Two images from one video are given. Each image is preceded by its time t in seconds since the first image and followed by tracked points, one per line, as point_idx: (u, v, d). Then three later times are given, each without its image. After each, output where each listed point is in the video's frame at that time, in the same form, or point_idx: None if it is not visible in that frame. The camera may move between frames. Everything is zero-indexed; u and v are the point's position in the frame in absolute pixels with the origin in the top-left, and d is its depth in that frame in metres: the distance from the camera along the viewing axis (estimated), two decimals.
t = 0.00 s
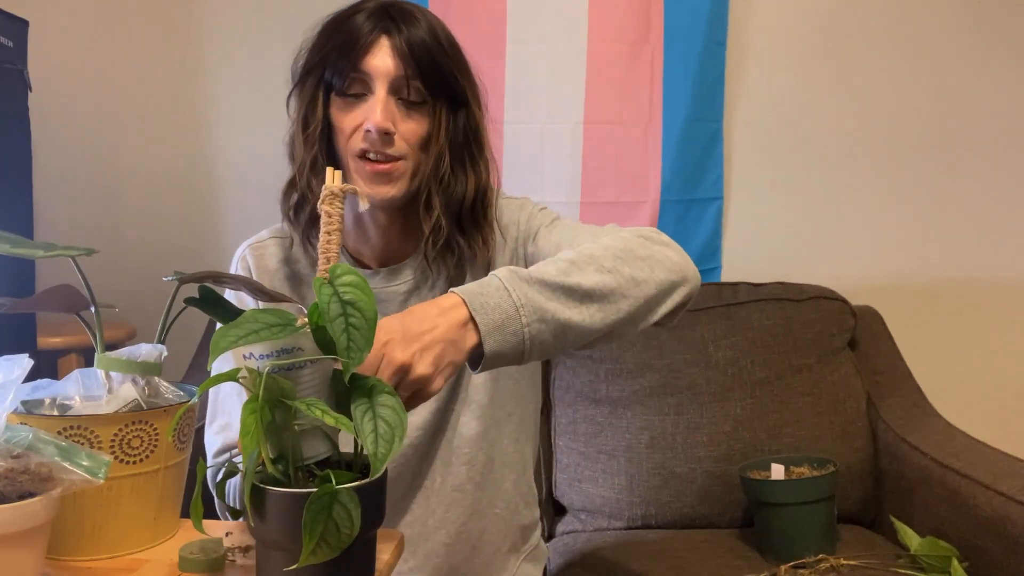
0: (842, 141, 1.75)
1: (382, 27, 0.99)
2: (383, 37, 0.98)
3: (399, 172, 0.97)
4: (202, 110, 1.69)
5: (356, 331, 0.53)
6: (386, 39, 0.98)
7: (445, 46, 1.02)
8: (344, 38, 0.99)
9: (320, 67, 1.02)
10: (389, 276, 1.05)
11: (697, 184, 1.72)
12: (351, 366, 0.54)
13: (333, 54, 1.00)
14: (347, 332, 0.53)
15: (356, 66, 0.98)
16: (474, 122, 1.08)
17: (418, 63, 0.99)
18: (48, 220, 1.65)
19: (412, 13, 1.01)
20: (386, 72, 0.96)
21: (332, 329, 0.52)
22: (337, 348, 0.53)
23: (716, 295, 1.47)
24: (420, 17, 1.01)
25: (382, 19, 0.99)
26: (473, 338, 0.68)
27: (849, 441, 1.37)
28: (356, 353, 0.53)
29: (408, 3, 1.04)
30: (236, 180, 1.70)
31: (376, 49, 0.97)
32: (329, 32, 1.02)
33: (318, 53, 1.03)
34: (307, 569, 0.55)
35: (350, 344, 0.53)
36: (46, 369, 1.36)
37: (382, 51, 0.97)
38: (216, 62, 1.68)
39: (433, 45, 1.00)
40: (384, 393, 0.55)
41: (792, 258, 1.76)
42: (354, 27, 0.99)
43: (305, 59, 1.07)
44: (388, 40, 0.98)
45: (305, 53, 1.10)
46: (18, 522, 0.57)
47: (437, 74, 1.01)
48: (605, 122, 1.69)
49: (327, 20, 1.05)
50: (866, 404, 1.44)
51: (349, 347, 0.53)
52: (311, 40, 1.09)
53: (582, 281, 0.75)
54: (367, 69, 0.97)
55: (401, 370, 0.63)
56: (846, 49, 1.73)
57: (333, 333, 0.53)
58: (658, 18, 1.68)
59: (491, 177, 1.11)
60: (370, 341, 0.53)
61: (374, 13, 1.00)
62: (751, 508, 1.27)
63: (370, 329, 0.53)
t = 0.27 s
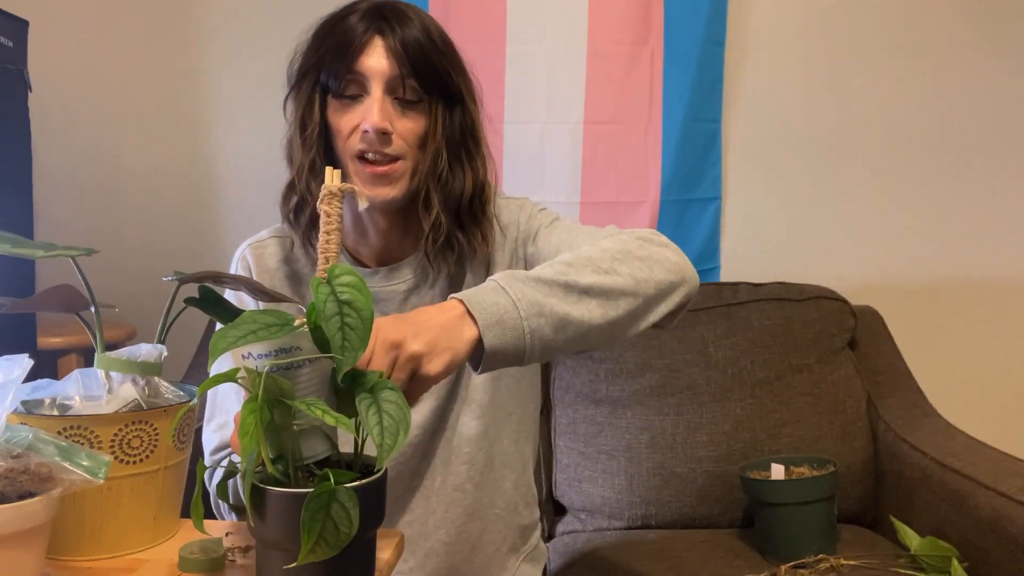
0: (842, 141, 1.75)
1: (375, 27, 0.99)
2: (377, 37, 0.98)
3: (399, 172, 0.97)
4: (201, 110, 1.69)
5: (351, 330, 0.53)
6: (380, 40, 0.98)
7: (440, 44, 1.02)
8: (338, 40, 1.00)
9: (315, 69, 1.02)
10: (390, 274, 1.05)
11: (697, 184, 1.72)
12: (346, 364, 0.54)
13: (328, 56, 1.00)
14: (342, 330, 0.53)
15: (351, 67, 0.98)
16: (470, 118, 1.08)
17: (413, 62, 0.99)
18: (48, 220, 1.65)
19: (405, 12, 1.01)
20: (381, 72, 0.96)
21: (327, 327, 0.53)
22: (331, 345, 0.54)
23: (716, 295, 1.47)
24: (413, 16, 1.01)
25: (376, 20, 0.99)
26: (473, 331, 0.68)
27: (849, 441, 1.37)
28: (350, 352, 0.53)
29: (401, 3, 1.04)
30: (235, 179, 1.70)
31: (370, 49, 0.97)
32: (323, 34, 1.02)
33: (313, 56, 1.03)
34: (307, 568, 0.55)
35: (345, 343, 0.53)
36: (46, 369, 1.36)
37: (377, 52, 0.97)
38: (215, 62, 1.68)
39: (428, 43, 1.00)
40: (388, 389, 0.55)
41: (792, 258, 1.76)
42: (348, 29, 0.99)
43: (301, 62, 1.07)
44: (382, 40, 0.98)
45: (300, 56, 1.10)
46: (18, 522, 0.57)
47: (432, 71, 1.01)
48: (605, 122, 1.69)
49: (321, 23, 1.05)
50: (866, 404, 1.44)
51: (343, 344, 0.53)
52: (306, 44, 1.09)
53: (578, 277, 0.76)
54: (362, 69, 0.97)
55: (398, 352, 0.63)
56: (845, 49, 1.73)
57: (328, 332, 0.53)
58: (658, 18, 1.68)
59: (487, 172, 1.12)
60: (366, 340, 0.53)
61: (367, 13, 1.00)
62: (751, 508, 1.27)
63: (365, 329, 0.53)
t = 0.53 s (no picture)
0: (842, 140, 1.75)
1: (371, 28, 0.99)
2: (373, 37, 0.99)
3: (399, 170, 0.97)
4: (202, 111, 1.69)
5: (353, 332, 0.53)
6: (376, 40, 0.99)
7: (435, 42, 1.02)
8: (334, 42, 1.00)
9: (312, 71, 1.03)
10: (391, 274, 1.05)
11: (696, 184, 1.72)
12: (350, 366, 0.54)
13: (325, 58, 1.01)
14: (344, 333, 0.53)
15: (348, 67, 0.98)
16: (467, 115, 1.08)
17: (409, 60, 0.99)
18: (48, 220, 1.65)
19: (401, 12, 1.01)
20: (378, 71, 0.97)
21: (328, 330, 0.53)
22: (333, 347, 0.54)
23: (716, 294, 1.47)
24: (408, 15, 1.01)
25: (371, 20, 1.00)
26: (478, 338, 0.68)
27: (849, 441, 1.37)
28: (354, 353, 0.53)
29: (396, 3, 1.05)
30: (235, 179, 1.70)
31: (367, 49, 0.98)
32: (319, 36, 1.03)
33: (309, 58, 1.03)
34: (307, 569, 0.55)
35: (346, 344, 0.53)
36: (46, 369, 1.36)
37: (373, 52, 0.98)
38: (216, 62, 1.68)
39: (424, 41, 1.00)
40: (387, 387, 0.54)
41: (792, 258, 1.76)
42: (344, 30, 1.00)
43: (297, 65, 1.07)
44: (378, 40, 0.99)
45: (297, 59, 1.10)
46: (18, 522, 0.57)
47: (428, 69, 1.01)
48: (605, 122, 1.69)
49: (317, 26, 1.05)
50: (866, 404, 1.43)
51: (345, 347, 0.53)
52: (302, 47, 1.10)
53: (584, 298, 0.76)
54: (359, 69, 0.97)
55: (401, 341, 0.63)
56: (845, 49, 1.73)
57: (330, 335, 0.53)
58: (658, 18, 1.68)
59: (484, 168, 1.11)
60: (367, 341, 0.53)
61: (362, 15, 1.01)
62: (751, 508, 1.27)
63: (367, 330, 0.53)
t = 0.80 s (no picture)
0: (842, 141, 1.75)
1: (362, 25, 1.00)
2: (364, 36, 1.00)
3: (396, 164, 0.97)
4: (202, 110, 1.69)
5: (356, 332, 0.53)
6: (367, 37, 0.99)
7: (428, 35, 1.02)
8: (327, 42, 1.01)
9: (308, 72, 1.04)
10: (395, 274, 1.05)
11: (696, 185, 1.72)
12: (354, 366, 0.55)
13: (319, 57, 1.02)
14: (348, 333, 0.53)
15: (341, 66, 0.98)
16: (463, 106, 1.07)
17: (402, 55, 0.99)
18: (48, 220, 1.65)
19: (392, 8, 1.02)
20: (371, 68, 0.97)
21: (332, 331, 0.53)
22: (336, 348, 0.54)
23: (716, 295, 1.48)
24: (399, 11, 1.02)
25: (362, 18, 1.01)
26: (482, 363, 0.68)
27: (849, 441, 1.37)
28: (358, 353, 0.54)
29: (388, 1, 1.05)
30: (235, 179, 1.70)
31: (359, 47, 0.98)
32: (313, 38, 1.04)
33: (304, 59, 1.04)
34: (307, 569, 0.55)
35: (351, 344, 0.53)
36: (46, 369, 1.36)
37: (364, 49, 0.98)
38: (216, 62, 1.68)
39: (416, 36, 1.01)
40: (387, 389, 0.55)
41: (792, 258, 1.76)
42: (336, 29, 1.01)
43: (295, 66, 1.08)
44: (370, 37, 0.99)
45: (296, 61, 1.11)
46: (18, 522, 0.57)
47: (423, 63, 1.01)
48: (605, 122, 1.69)
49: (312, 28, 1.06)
50: (866, 404, 1.43)
51: (350, 347, 0.53)
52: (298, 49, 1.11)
53: (590, 331, 0.76)
54: (351, 66, 0.98)
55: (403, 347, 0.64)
56: (845, 49, 1.73)
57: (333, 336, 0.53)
58: (658, 18, 1.68)
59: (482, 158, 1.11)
60: (371, 339, 0.53)
61: (353, 14, 1.01)
62: (751, 508, 1.27)
63: (370, 329, 0.53)
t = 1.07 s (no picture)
0: (842, 141, 1.75)
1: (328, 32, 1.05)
2: (333, 35, 1.05)
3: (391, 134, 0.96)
4: (202, 110, 1.69)
5: (340, 327, 0.55)
6: (333, 39, 1.04)
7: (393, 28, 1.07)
8: (301, 53, 1.06)
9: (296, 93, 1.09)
10: (403, 275, 1.05)
11: (696, 185, 1.72)
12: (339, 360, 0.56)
13: (300, 73, 1.07)
14: (332, 329, 0.55)
15: (320, 69, 1.03)
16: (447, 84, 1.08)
17: (370, 46, 1.03)
18: (48, 220, 1.65)
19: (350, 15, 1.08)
20: (348, 57, 1.02)
21: (316, 327, 0.55)
22: (320, 343, 0.55)
23: (716, 294, 1.49)
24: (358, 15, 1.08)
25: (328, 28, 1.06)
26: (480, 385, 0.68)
27: (849, 441, 1.37)
28: (342, 348, 0.55)
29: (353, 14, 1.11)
30: (235, 179, 1.70)
31: (333, 46, 1.03)
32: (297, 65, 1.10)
33: (286, 78, 1.10)
34: (307, 568, 0.55)
35: (335, 340, 0.55)
36: (46, 369, 1.36)
37: (335, 48, 1.03)
38: (216, 62, 1.68)
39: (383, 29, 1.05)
40: (385, 388, 0.55)
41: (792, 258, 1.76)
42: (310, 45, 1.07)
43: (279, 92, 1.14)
44: (336, 36, 1.04)
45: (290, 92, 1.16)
46: (18, 522, 0.57)
47: (391, 46, 1.05)
48: (605, 121, 1.69)
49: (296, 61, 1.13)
50: (867, 404, 1.43)
51: (334, 342, 0.55)
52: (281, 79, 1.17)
53: (591, 359, 0.75)
54: (331, 65, 1.02)
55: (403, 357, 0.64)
56: (845, 49, 1.73)
57: (318, 332, 0.55)
58: (658, 18, 1.67)
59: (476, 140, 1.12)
60: (355, 336, 0.55)
61: (319, 22, 1.07)
62: (751, 508, 1.27)
63: (354, 325, 0.55)
